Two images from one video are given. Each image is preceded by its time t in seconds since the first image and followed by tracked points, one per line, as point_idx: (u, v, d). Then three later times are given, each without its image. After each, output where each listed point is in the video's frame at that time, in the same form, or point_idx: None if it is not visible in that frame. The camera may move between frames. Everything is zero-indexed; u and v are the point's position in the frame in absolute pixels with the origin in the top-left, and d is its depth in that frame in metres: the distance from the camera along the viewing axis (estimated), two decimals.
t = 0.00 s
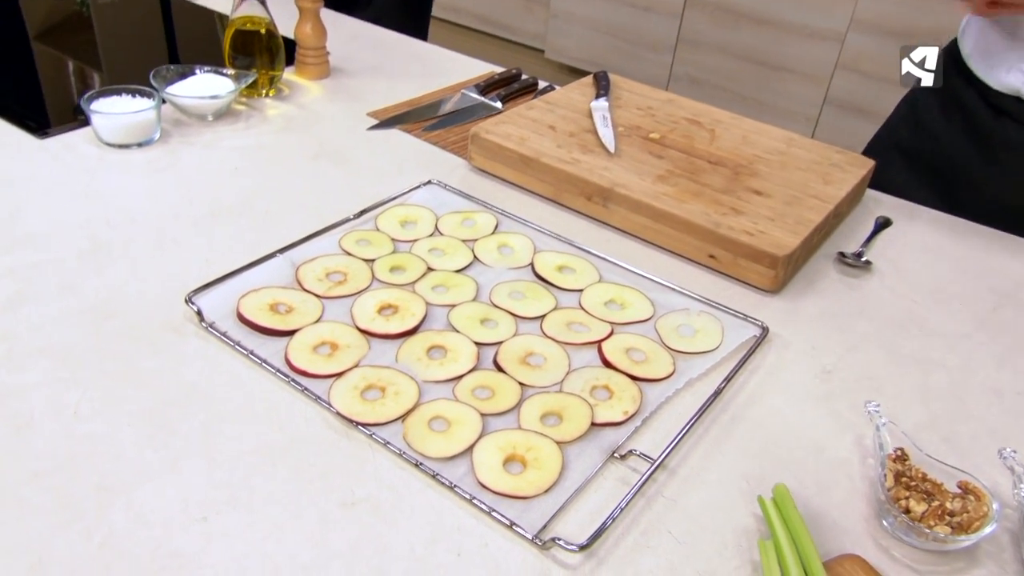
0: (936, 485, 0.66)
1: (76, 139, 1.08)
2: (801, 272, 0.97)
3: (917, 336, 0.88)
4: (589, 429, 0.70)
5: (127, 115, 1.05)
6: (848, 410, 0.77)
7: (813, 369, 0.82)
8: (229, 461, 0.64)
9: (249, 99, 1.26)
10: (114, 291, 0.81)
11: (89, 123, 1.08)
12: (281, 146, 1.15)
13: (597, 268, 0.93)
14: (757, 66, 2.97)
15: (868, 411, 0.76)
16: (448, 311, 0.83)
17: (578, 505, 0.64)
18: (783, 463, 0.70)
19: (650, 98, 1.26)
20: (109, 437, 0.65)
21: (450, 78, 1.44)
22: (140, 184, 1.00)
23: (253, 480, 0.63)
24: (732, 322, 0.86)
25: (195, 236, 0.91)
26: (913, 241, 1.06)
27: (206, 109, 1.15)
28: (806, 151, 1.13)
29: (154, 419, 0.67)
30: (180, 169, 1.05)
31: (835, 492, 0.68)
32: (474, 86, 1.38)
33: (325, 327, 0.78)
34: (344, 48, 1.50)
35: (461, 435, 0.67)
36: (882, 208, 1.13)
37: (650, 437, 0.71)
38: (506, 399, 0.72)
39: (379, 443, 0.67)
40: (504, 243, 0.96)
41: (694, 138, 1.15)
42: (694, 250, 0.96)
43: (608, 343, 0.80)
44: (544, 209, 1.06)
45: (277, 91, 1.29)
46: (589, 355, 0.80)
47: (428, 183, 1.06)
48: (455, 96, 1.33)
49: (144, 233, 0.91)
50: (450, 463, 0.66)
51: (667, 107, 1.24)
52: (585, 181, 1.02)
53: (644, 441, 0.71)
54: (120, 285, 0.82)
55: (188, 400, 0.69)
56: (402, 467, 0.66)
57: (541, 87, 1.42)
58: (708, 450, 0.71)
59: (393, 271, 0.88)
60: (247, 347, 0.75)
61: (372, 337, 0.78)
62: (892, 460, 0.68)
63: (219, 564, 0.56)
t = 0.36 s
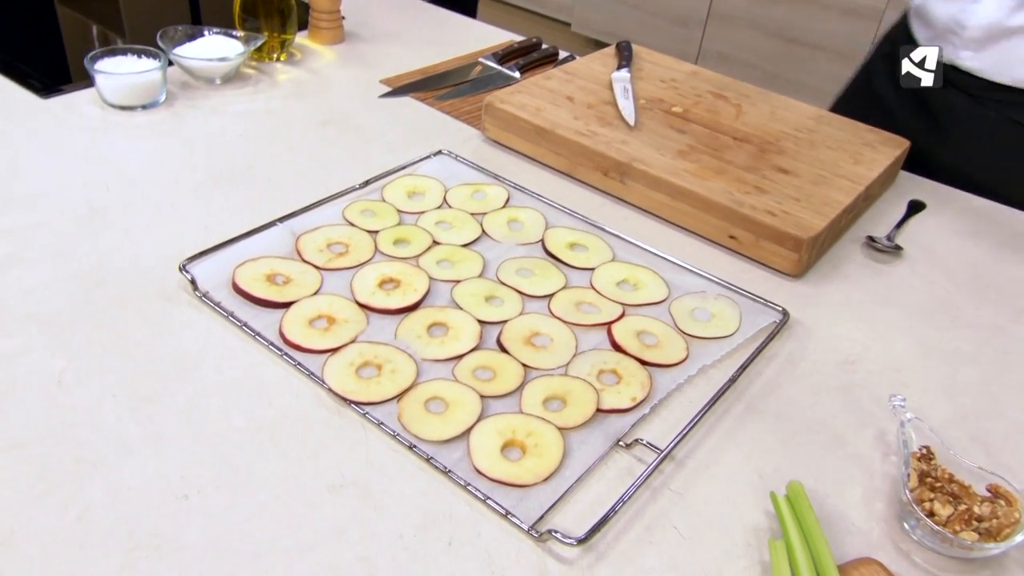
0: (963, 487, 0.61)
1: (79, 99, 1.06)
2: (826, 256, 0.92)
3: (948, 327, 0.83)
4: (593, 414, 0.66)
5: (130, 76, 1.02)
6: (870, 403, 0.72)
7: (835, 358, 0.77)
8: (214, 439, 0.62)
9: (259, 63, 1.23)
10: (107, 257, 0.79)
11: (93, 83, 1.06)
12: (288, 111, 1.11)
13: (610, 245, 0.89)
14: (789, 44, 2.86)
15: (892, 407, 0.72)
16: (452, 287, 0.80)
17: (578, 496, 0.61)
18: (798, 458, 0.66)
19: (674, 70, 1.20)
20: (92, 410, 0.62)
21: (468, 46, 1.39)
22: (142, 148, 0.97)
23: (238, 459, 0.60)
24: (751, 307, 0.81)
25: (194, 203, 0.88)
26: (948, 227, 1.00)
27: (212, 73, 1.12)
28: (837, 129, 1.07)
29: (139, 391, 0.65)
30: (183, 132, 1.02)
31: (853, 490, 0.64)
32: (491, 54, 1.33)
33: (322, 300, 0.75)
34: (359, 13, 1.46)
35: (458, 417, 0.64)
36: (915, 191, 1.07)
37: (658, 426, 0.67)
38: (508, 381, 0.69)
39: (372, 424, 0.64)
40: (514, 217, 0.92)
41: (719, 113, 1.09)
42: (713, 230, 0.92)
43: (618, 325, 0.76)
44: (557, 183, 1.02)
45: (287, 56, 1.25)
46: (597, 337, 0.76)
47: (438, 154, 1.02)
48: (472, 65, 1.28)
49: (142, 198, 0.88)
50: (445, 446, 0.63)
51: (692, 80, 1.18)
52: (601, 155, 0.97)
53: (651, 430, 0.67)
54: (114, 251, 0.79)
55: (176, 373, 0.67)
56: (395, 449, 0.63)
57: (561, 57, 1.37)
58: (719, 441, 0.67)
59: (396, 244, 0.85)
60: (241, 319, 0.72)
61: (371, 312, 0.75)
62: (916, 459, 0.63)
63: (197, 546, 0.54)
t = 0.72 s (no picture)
0: (996, 505, 0.56)
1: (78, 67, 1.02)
2: (852, 249, 0.87)
3: (981, 329, 0.78)
4: (601, 414, 0.63)
5: (131, 44, 0.98)
6: (896, 410, 0.68)
7: (859, 360, 0.73)
8: (199, 429, 0.59)
9: (266, 34, 1.19)
10: (99, 233, 0.75)
11: (93, 51, 1.02)
12: (294, 84, 1.07)
13: (624, 233, 0.84)
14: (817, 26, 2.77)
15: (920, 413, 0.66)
16: (457, 274, 0.76)
17: (581, 502, 0.57)
18: (816, 467, 0.62)
19: (698, 49, 1.15)
20: (73, 395, 0.60)
21: (483, 20, 1.34)
22: (140, 118, 0.94)
23: (223, 451, 0.57)
24: (772, 302, 0.77)
25: (192, 178, 0.85)
26: (983, 222, 0.95)
27: (217, 42, 1.08)
28: (868, 114, 1.02)
29: (124, 377, 0.62)
30: (184, 104, 0.98)
31: (874, 504, 0.60)
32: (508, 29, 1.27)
33: (319, 285, 0.71)
34: None
35: (457, 414, 0.61)
36: (949, 183, 1.01)
37: (668, 429, 0.64)
38: (511, 376, 0.65)
39: (366, 418, 0.61)
40: (525, 201, 0.88)
41: (744, 95, 1.04)
42: (734, 219, 0.87)
43: (629, 319, 0.72)
44: (571, 166, 0.98)
45: (296, 26, 1.21)
46: (608, 331, 0.72)
47: (448, 132, 0.98)
48: (489, 39, 1.24)
49: (137, 171, 0.85)
50: (442, 445, 0.59)
51: (716, 60, 1.12)
52: (618, 137, 0.93)
53: (661, 432, 0.63)
54: (105, 227, 0.76)
55: (163, 358, 0.64)
56: (389, 446, 0.59)
57: (580, 34, 1.32)
58: (733, 446, 0.63)
59: (400, 226, 0.81)
60: (234, 303, 0.69)
61: (371, 298, 0.72)
62: (945, 473, 0.59)
63: (175, 544, 0.51)
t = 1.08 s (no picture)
0: None
1: (67, 37, 0.98)
2: (873, 248, 0.83)
3: (1008, 337, 0.74)
4: (604, 419, 0.59)
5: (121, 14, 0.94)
6: (917, 422, 0.64)
7: (878, 367, 0.69)
8: (176, 428, 0.55)
9: (265, 7, 1.14)
10: (80, 214, 0.72)
11: (82, 21, 0.98)
12: (292, 60, 1.02)
13: (633, 226, 0.80)
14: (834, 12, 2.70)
15: (943, 427, 0.62)
16: (456, 265, 0.72)
17: (580, 516, 0.54)
18: (831, 482, 0.59)
19: (715, 33, 1.10)
20: (44, 388, 0.56)
21: None
22: (129, 93, 0.90)
23: (201, 453, 0.54)
24: (787, 302, 0.73)
25: (181, 157, 0.81)
26: (1010, 222, 0.90)
27: (213, 15, 1.04)
28: (892, 105, 0.97)
29: (100, 369, 0.58)
30: (176, 78, 0.94)
31: (893, 523, 0.56)
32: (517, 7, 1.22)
33: (310, 275, 0.68)
34: None
35: (451, 418, 0.57)
36: (975, 179, 0.97)
37: (675, 437, 0.60)
38: (510, 377, 0.61)
39: (355, 419, 0.57)
40: (529, 189, 0.84)
41: (762, 82, 0.99)
42: (749, 213, 0.83)
43: (636, 317, 0.69)
44: (579, 153, 0.93)
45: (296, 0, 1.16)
46: (613, 330, 0.68)
47: (451, 115, 0.93)
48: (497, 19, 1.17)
49: (124, 149, 0.81)
50: (434, 450, 0.56)
51: (734, 45, 1.07)
52: (629, 124, 0.88)
53: (667, 441, 0.60)
54: (87, 207, 0.73)
55: (142, 351, 0.60)
56: (378, 450, 0.56)
57: (592, 15, 1.27)
58: (743, 458, 0.59)
59: (397, 214, 0.77)
60: (219, 292, 0.65)
61: (365, 289, 0.68)
62: (971, 493, 0.55)
63: (145, 554, 0.48)
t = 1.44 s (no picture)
0: None
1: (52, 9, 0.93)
2: (892, 248, 0.79)
3: None
4: (609, 426, 0.55)
5: None
6: (939, 435, 0.61)
7: (898, 375, 0.66)
8: (152, 428, 0.52)
9: None
10: (58, 195, 0.68)
11: None
12: (288, 37, 0.98)
13: (642, 219, 0.76)
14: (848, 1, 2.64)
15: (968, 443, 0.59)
16: (454, 258, 0.68)
17: (581, 531, 0.50)
18: (848, 498, 0.55)
19: (730, 18, 1.05)
20: (11, 383, 0.53)
21: None
22: (115, 68, 0.85)
23: (177, 456, 0.50)
24: (803, 304, 0.69)
25: (167, 137, 0.77)
26: None
27: None
28: (914, 97, 0.92)
29: (72, 363, 0.55)
30: (165, 54, 0.90)
31: (915, 545, 0.53)
32: None
33: (300, 266, 0.64)
34: None
35: (446, 423, 0.53)
36: (998, 176, 0.93)
37: (683, 448, 0.56)
38: (509, 380, 0.58)
39: (344, 422, 0.54)
40: (534, 178, 0.80)
41: (778, 71, 0.95)
42: (764, 208, 0.79)
43: (644, 316, 0.65)
44: (586, 142, 0.89)
45: None
46: (619, 331, 0.65)
47: (453, 98, 0.89)
48: None
49: (107, 126, 0.77)
50: (428, 458, 0.52)
51: (749, 31, 1.03)
52: (639, 112, 0.84)
53: (675, 452, 0.56)
54: (66, 188, 0.69)
55: (118, 344, 0.57)
56: (368, 456, 0.53)
57: None
58: (755, 471, 0.56)
59: (394, 202, 0.73)
60: (203, 281, 0.62)
61: (358, 282, 0.64)
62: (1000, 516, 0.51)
63: (113, 566, 0.45)
